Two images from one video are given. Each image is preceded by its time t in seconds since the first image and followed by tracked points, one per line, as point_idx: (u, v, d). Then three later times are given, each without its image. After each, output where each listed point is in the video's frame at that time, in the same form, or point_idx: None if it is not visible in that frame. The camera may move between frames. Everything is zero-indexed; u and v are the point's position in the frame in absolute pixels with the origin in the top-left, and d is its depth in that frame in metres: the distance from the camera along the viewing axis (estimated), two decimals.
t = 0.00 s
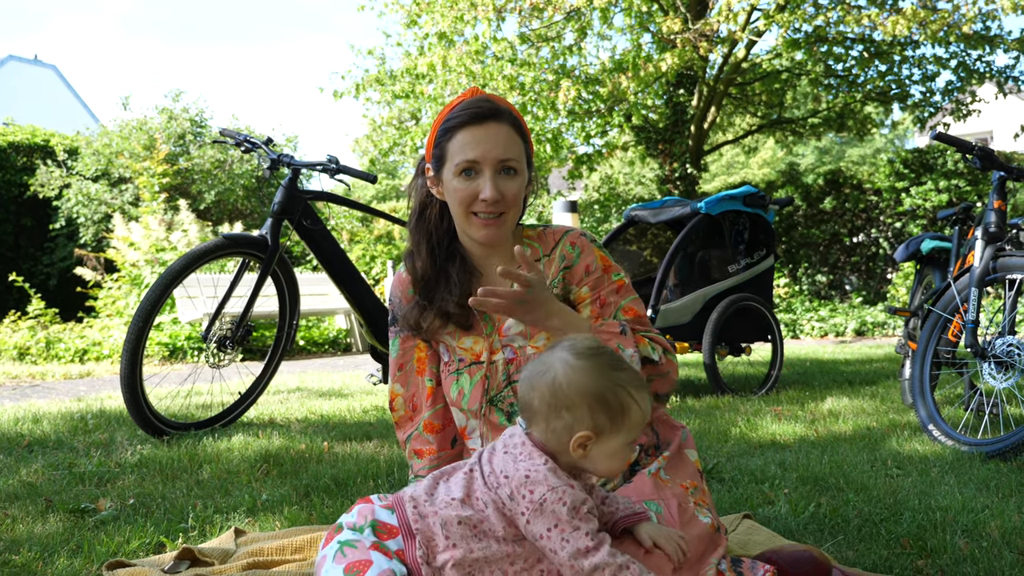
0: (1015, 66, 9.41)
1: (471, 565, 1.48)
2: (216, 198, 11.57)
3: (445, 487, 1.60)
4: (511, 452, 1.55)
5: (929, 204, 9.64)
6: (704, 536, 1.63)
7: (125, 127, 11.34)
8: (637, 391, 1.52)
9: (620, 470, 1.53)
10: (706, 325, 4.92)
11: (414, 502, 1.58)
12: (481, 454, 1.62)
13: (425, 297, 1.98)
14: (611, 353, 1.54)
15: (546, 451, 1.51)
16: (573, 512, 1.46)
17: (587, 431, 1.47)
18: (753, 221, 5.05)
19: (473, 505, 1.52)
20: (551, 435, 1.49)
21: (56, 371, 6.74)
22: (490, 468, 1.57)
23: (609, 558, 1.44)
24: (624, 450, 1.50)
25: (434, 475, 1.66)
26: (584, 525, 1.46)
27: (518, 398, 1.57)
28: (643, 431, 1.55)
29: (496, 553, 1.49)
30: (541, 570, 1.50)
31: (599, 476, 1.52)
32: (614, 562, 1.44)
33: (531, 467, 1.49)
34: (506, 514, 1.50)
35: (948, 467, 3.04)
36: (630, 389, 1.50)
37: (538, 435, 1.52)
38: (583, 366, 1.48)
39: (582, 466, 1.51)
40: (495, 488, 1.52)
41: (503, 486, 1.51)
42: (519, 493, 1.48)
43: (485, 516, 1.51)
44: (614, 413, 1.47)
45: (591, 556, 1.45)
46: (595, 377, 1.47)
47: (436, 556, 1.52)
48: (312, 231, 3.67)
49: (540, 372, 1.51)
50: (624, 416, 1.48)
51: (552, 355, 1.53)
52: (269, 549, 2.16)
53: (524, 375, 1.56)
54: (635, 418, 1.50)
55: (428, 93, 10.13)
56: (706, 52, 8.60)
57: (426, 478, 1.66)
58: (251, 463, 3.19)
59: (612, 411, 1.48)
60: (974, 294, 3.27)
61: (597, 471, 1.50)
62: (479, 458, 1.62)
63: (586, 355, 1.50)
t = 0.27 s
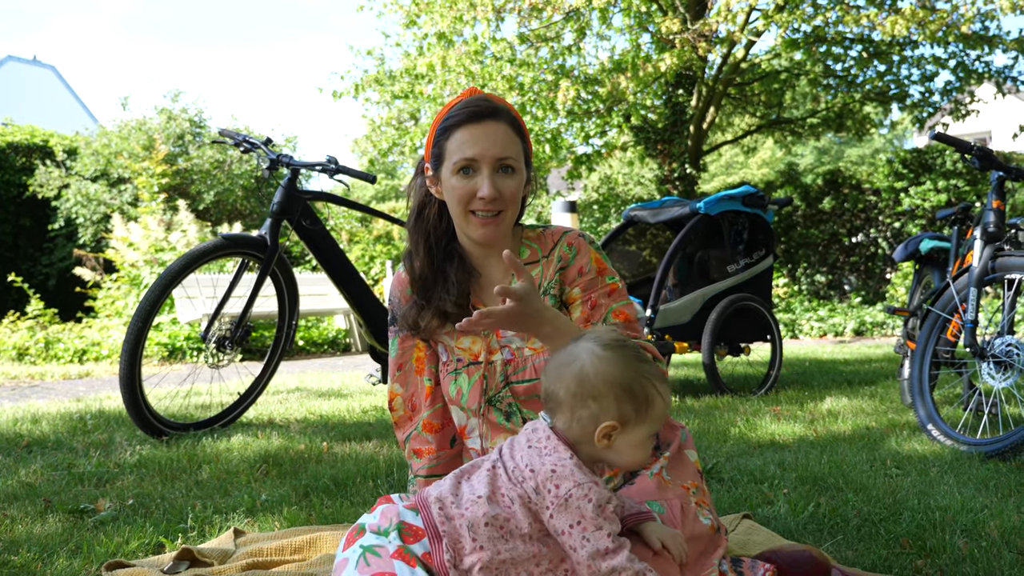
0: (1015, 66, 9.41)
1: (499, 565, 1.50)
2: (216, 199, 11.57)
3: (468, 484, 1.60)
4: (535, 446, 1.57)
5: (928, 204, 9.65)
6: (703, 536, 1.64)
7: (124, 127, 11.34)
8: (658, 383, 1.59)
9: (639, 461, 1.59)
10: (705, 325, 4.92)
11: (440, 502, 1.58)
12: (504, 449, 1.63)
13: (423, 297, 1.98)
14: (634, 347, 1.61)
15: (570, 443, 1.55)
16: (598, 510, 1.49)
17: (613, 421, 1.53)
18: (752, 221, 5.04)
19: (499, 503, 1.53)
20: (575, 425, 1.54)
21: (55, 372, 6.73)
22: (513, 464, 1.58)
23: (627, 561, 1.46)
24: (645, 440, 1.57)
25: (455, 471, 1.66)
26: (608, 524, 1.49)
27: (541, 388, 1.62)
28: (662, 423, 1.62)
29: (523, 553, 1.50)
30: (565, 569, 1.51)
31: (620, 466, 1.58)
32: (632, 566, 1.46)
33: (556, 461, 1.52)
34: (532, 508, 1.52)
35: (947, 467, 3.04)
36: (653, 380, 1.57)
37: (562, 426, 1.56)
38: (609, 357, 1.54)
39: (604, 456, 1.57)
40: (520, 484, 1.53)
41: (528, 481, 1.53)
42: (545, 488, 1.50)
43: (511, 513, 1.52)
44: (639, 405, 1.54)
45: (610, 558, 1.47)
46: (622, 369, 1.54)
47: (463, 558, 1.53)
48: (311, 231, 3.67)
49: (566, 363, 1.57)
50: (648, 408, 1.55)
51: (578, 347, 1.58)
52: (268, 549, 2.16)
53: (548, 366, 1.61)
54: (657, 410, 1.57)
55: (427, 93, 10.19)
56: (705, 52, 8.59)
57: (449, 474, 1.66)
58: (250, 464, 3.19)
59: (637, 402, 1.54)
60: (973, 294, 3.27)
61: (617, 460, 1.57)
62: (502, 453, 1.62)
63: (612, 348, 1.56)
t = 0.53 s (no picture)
0: (1013, 67, 9.44)
1: None
2: (214, 199, 11.57)
3: (499, 500, 1.55)
4: (566, 462, 1.52)
5: (926, 205, 9.67)
6: (702, 536, 1.65)
7: (123, 127, 11.34)
8: (688, 392, 1.57)
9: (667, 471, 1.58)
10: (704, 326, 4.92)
11: (472, 522, 1.53)
12: (531, 460, 1.58)
13: (423, 297, 1.99)
14: (663, 356, 1.58)
15: (603, 456, 1.53)
16: (634, 535, 1.47)
17: (647, 432, 1.50)
18: (751, 222, 5.04)
19: (533, 526, 1.50)
20: (608, 436, 1.51)
21: (53, 372, 6.73)
22: (544, 478, 1.54)
23: None
24: (676, 451, 1.55)
25: (480, 481, 1.60)
26: (643, 547, 1.48)
27: (570, 397, 1.58)
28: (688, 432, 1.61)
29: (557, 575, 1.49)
30: None
31: (649, 477, 1.56)
32: None
33: (594, 481, 1.49)
34: (568, 531, 1.49)
35: (946, 467, 3.04)
36: (685, 390, 1.55)
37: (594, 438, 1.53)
38: (644, 367, 1.51)
39: (634, 467, 1.54)
40: (556, 505, 1.50)
41: (564, 500, 1.49)
42: (582, 510, 1.48)
43: (546, 535, 1.49)
44: (672, 416, 1.52)
45: None
46: (657, 379, 1.51)
47: None
48: (311, 232, 3.66)
49: (600, 373, 1.53)
50: (680, 418, 1.53)
51: (611, 355, 1.55)
52: (267, 549, 2.16)
53: (577, 375, 1.58)
54: (688, 420, 1.55)
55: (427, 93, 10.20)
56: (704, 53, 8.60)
57: (474, 486, 1.60)
58: (249, 464, 3.19)
59: (670, 413, 1.51)
60: (972, 294, 3.27)
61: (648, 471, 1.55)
62: (529, 464, 1.57)
63: (645, 357, 1.53)
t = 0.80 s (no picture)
0: (1012, 67, 9.44)
1: None
2: (213, 199, 11.57)
3: (525, 542, 1.47)
4: (599, 509, 1.44)
5: (925, 204, 9.67)
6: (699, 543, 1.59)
7: (122, 127, 11.34)
8: (731, 462, 1.39)
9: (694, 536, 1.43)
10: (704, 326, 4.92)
11: (497, 569, 1.45)
12: (561, 500, 1.49)
13: (420, 296, 1.98)
14: (711, 416, 1.40)
15: (629, 508, 1.43)
16: None
17: (667, 493, 1.37)
18: (751, 222, 5.04)
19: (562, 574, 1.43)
20: (628, 486, 1.41)
21: (52, 372, 6.72)
22: (577, 524, 1.45)
23: None
24: (702, 520, 1.40)
25: (504, 517, 1.51)
26: None
27: (606, 434, 1.49)
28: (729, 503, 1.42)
29: None
30: None
31: (671, 536, 1.44)
32: None
33: (628, 535, 1.42)
34: None
35: (946, 467, 3.04)
36: (724, 460, 1.37)
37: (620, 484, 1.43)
38: (679, 426, 1.36)
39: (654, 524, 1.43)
40: (587, 557, 1.43)
41: (597, 552, 1.42)
42: (614, 562, 1.42)
43: None
44: (700, 483, 1.37)
45: None
46: (689, 441, 1.35)
47: None
48: (310, 232, 3.66)
49: (633, 418, 1.41)
50: (709, 488, 1.37)
51: (649, 402, 1.42)
52: (266, 549, 2.16)
53: (616, 413, 1.47)
54: (721, 493, 1.39)
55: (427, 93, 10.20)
56: (703, 52, 8.60)
57: (497, 522, 1.50)
58: (248, 464, 3.19)
59: (698, 480, 1.36)
60: (971, 294, 3.27)
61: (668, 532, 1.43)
62: (558, 506, 1.48)
63: (686, 415, 1.37)
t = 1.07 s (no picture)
0: (1011, 67, 9.45)
1: None
2: (213, 198, 11.57)
3: (524, 540, 1.47)
4: (603, 511, 1.44)
5: (924, 204, 9.68)
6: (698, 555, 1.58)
7: (121, 127, 11.35)
8: (739, 483, 1.37)
9: (693, 556, 1.41)
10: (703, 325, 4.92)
11: (496, 566, 1.45)
12: (565, 501, 1.49)
13: (418, 299, 1.98)
14: (725, 437, 1.39)
15: (633, 515, 1.42)
16: None
17: (668, 503, 1.37)
18: (750, 221, 5.04)
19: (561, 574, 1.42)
20: (632, 492, 1.42)
21: (51, 372, 6.72)
22: (579, 524, 1.45)
23: None
24: (703, 539, 1.39)
25: (505, 516, 1.51)
26: None
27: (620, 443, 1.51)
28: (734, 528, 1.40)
29: None
30: None
31: (671, 555, 1.42)
32: None
33: (630, 539, 1.41)
34: None
35: (945, 466, 3.05)
36: (731, 480, 1.36)
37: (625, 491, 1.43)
38: (687, 437, 1.37)
39: (654, 536, 1.41)
40: (588, 557, 1.42)
41: (597, 552, 1.41)
42: (614, 565, 1.41)
43: None
44: (702, 498, 1.36)
45: None
46: (694, 455, 1.36)
47: None
48: (309, 231, 3.65)
49: (646, 427, 1.43)
50: (711, 506, 1.36)
51: (663, 413, 1.43)
52: (265, 549, 2.16)
53: (631, 423, 1.49)
54: (725, 513, 1.37)
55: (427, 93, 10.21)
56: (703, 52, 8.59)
57: (499, 520, 1.51)
58: (247, 463, 3.19)
59: (700, 494, 1.36)
60: (970, 294, 3.28)
61: (667, 547, 1.42)
62: (562, 506, 1.49)
63: (697, 428, 1.38)
